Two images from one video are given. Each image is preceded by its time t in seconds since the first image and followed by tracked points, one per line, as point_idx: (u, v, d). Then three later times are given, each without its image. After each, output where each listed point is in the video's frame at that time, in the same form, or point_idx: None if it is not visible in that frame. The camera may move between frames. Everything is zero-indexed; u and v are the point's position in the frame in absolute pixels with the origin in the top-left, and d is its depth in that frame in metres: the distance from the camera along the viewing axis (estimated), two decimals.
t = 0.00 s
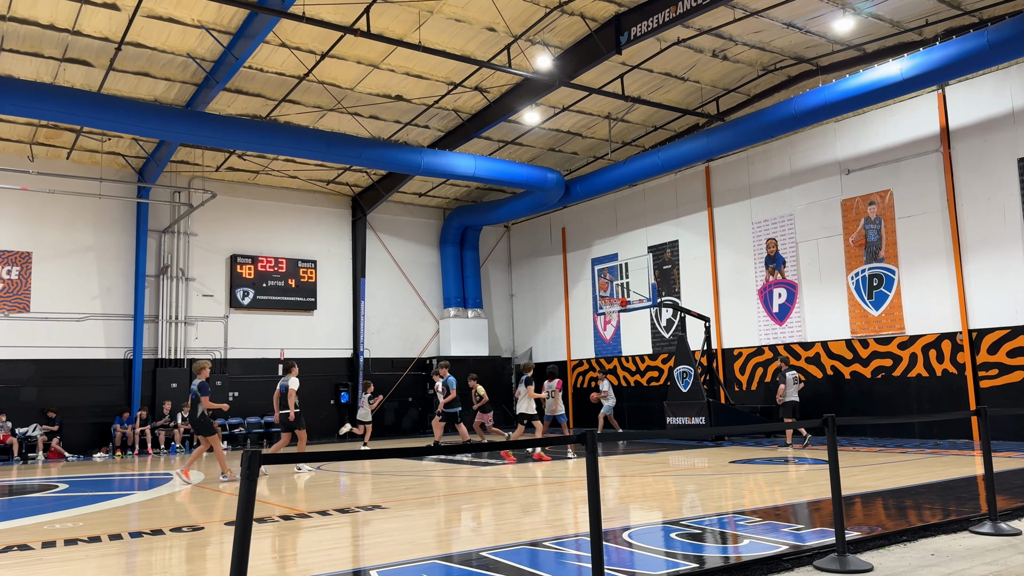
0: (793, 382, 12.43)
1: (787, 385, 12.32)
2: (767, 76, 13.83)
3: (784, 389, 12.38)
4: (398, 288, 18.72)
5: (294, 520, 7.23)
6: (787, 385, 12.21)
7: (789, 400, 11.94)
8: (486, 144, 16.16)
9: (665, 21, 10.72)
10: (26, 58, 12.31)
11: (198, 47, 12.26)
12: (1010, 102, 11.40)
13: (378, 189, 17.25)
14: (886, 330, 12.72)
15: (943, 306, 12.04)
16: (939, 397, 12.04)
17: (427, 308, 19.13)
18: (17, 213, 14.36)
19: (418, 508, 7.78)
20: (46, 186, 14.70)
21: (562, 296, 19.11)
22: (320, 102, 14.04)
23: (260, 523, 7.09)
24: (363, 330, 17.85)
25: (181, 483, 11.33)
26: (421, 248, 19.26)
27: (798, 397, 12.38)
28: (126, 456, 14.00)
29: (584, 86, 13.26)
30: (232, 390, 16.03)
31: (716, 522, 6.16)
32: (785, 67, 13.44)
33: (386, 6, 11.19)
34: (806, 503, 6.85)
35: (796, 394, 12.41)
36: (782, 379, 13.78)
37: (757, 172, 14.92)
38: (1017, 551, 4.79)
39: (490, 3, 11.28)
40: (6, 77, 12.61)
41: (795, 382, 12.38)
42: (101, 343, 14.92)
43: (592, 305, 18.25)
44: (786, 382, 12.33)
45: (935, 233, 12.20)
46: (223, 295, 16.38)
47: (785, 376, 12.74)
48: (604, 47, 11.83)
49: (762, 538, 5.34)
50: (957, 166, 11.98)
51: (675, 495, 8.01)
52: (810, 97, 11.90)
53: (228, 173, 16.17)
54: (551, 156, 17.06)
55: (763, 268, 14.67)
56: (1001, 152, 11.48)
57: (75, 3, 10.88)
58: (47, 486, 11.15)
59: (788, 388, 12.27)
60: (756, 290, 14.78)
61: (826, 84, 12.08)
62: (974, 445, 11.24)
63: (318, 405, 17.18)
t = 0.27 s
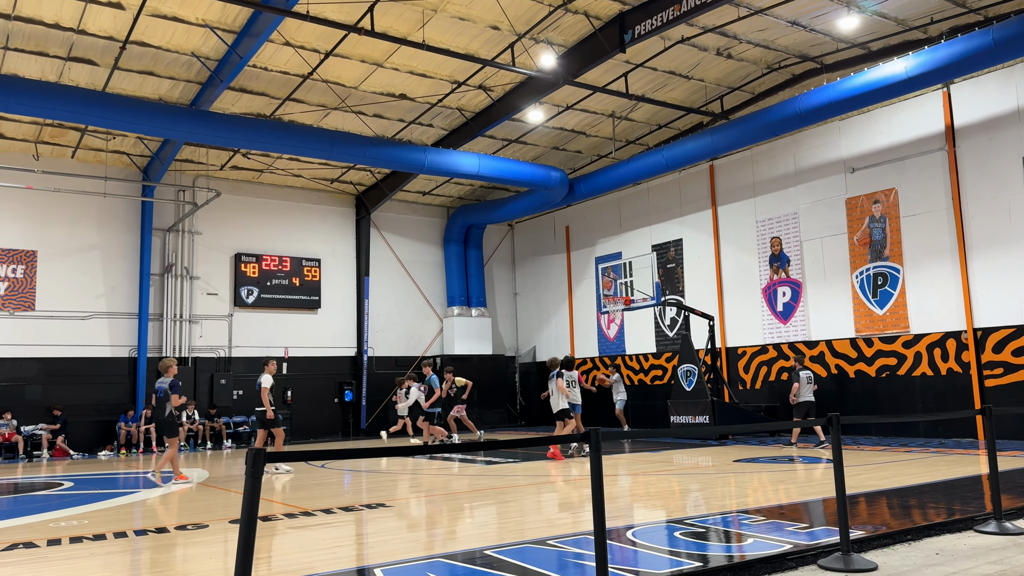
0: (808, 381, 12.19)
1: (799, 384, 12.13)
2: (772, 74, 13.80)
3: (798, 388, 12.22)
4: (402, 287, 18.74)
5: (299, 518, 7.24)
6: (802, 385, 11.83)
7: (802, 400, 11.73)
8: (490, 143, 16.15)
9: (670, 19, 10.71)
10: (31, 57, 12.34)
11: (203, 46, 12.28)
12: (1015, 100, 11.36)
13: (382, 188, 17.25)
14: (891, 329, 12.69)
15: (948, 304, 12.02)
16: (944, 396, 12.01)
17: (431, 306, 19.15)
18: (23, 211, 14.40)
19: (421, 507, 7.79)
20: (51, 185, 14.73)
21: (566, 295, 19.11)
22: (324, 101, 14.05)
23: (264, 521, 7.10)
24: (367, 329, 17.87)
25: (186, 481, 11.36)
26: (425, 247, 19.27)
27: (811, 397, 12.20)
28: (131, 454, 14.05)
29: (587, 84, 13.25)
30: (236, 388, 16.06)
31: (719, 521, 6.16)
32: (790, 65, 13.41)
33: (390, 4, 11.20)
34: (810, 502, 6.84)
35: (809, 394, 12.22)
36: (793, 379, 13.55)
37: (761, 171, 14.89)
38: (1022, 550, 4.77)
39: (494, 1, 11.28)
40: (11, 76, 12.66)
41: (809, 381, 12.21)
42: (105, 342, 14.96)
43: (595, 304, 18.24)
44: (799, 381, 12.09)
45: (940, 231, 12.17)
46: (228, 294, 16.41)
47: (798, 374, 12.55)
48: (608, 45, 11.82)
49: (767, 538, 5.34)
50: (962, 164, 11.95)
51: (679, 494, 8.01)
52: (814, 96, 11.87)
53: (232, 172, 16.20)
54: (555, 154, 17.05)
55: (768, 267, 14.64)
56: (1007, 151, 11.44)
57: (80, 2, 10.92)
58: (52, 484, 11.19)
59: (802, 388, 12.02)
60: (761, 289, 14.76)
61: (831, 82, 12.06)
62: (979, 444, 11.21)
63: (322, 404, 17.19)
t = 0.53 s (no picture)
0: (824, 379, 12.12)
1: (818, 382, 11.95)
2: (779, 72, 13.77)
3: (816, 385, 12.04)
4: (409, 285, 18.76)
5: (305, 516, 7.26)
6: (819, 382, 11.79)
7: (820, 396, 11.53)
8: (496, 141, 16.14)
9: (677, 17, 10.68)
10: (39, 57, 12.40)
11: (210, 45, 12.32)
12: None
13: (389, 187, 17.27)
14: (898, 328, 12.65)
15: (956, 303, 11.97)
16: (952, 395, 11.96)
17: (438, 305, 19.16)
18: (31, 210, 14.46)
19: (428, 505, 7.80)
20: (60, 185, 14.78)
21: (572, 293, 19.10)
22: (331, 100, 14.07)
23: (271, 519, 7.13)
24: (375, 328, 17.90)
25: (194, 479, 11.43)
26: (432, 246, 19.29)
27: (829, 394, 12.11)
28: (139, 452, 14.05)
29: (594, 83, 13.24)
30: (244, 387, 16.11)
31: (726, 520, 6.15)
32: (797, 63, 13.37)
33: (396, 3, 11.21)
34: (817, 501, 6.82)
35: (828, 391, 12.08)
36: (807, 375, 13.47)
37: (769, 169, 14.85)
38: None
39: None
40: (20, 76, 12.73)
41: (825, 380, 12.20)
42: (114, 341, 15.01)
43: (602, 302, 18.22)
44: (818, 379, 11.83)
45: (948, 229, 12.12)
46: (236, 292, 16.45)
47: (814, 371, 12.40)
48: (614, 43, 11.80)
49: (774, 537, 5.33)
50: (971, 162, 11.89)
51: (686, 493, 8.00)
52: (822, 93, 11.83)
53: (240, 171, 16.23)
54: (562, 153, 17.05)
55: (775, 265, 14.60)
56: (1016, 148, 11.38)
57: (88, 1, 10.97)
58: (62, 482, 11.27)
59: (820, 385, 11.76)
60: (768, 288, 14.72)
61: (839, 80, 12.02)
62: (987, 443, 11.16)
63: (329, 402, 17.21)
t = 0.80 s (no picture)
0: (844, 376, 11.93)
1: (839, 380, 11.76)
2: (793, 69, 13.69)
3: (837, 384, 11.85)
4: (421, 284, 18.79)
5: (319, 514, 7.30)
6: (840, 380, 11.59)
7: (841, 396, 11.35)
8: (509, 140, 16.14)
9: (689, 14, 10.63)
10: (55, 59, 12.50)
11: (224, 46, 12.38)
12: None
13: (402, 186, 17.30)
14: (914, 326, 12.56)
15: (973, 301, 11.87)
16: (968, 393, 11.86)
17: (451, 305, 19.19)
18: (48, 211, 14.59)
19: (442, 504, 7.83)
20: (75, 185, 14.90)
21: (585, 292, 19.08)
22: (344, 100, 14.11)
23: (285, 517, 7.16)
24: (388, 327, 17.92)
25: (209, 477, 11.52)
26: (444, 245, 19.31)
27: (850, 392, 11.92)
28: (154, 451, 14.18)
29: (607, 81, 13.21)
30: (258, 385, 16.18)
31: (740, 519, 6.13)
32: (811, 60, 13.29)
33: (408, 3, 11.23)
34: (831, 501, 6.78)
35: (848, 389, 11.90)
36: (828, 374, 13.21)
37: (783, 167, 14.78)
38: None
39: None
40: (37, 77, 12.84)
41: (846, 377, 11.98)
42: (130, 340, 15.11)
43: (615, 301, 18.18)
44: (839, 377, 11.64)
45: (964, 227, 12.02)
46: (250, 292, 16.52)
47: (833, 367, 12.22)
48: (627, 41, 11.77)
49: (790, 536, 5.30)
50: (988, 159, 11.79)
51: (699, 492, 7.97)
52: (836, 90, 11.76)
53: (254, 171, 16.31)
54: (574, 152, 17.03)
55: (790, 263, 14.53)
56: None
57: (103, 3, 11.06)
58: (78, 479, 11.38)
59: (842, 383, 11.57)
60: (783, 286, 14.64)
61: (853, 76, 11.94)
62: (1004, 442, 11.07)
63: (343, 401, 17.28)
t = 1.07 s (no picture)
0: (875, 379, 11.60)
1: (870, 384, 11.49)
2: (817, 64, 13.55)
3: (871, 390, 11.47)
4: (443, 283, 18.83)
5: (344, 512, 7.35)
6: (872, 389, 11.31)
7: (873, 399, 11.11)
8: (530, 139, 16.13)
9: (712, 11, 10.55)
10: (83, 62, 12.68)
11: (247, 48, 12.47)
12: None
13: (423, 185, 17.34)
14: (942, 323, 12.40)
15: (1002, 298, 11.69)
16: (997, 392, 11.69)
17: (473, 304, 19.21)
18: (76, 212, 14.80)
19: (465, 502, 7.84)
20: (103, 186, 15.09)
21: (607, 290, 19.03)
22: (366, 100, 14.17)
23: (310, 515, 7.21)
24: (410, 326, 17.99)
25: (234, 475, 11.64)
26: (465, 244, 19.35)
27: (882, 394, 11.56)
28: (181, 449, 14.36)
29: (628, 78, 13.17)
30: (283, 384, 16.30)
31: (765, 518, 6.09)
32: (835, 55, 13.15)
33: (429, 3, 11.26)
34: (857, 500, 6.71)
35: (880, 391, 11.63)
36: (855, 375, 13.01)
37: (807, 163, 14.64)
38: None
39: None
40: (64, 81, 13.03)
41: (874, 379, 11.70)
42: (156, 339, 15.29)
43: (637, 299, 18.12)
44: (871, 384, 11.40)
45: (993, 223, 11.83)
46: (274, 291, 16.65)
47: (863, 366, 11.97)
48: (649, 38, 11.71)
49: (815, 536, 5.25)
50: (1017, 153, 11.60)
51: (723, 491, 7.92)
52: (861, 86, 11.63)
53: (278, 171, 16.43)
54: (596, 150, 16.97)
55: (814, 261, 14.40)
56: None
57: (128, 6, 11.19)
58: (106, 477, 11.54)
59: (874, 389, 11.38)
60: (807, 283, 14.52)
61: (878, 72, 11.80)
62: None
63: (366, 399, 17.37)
